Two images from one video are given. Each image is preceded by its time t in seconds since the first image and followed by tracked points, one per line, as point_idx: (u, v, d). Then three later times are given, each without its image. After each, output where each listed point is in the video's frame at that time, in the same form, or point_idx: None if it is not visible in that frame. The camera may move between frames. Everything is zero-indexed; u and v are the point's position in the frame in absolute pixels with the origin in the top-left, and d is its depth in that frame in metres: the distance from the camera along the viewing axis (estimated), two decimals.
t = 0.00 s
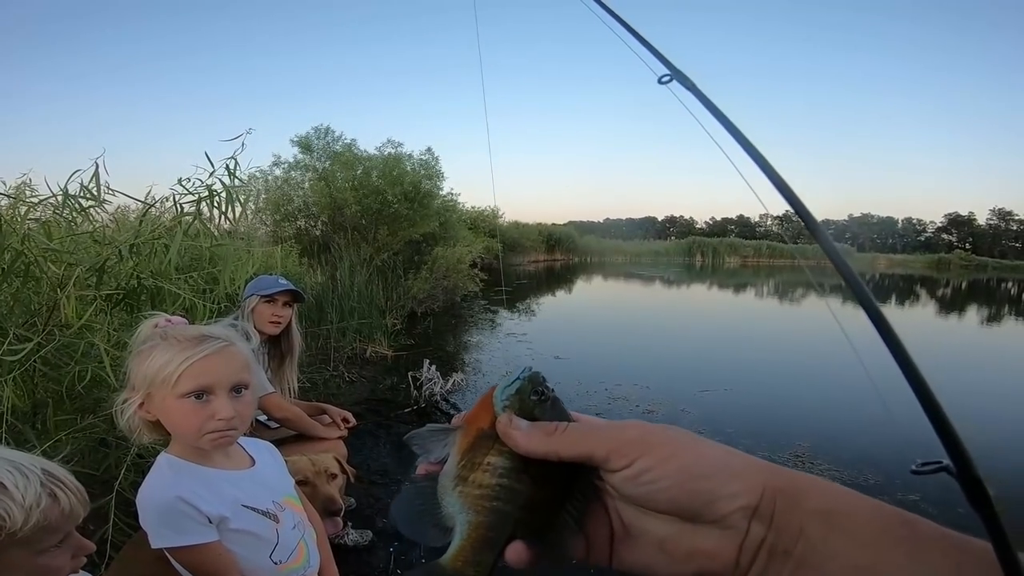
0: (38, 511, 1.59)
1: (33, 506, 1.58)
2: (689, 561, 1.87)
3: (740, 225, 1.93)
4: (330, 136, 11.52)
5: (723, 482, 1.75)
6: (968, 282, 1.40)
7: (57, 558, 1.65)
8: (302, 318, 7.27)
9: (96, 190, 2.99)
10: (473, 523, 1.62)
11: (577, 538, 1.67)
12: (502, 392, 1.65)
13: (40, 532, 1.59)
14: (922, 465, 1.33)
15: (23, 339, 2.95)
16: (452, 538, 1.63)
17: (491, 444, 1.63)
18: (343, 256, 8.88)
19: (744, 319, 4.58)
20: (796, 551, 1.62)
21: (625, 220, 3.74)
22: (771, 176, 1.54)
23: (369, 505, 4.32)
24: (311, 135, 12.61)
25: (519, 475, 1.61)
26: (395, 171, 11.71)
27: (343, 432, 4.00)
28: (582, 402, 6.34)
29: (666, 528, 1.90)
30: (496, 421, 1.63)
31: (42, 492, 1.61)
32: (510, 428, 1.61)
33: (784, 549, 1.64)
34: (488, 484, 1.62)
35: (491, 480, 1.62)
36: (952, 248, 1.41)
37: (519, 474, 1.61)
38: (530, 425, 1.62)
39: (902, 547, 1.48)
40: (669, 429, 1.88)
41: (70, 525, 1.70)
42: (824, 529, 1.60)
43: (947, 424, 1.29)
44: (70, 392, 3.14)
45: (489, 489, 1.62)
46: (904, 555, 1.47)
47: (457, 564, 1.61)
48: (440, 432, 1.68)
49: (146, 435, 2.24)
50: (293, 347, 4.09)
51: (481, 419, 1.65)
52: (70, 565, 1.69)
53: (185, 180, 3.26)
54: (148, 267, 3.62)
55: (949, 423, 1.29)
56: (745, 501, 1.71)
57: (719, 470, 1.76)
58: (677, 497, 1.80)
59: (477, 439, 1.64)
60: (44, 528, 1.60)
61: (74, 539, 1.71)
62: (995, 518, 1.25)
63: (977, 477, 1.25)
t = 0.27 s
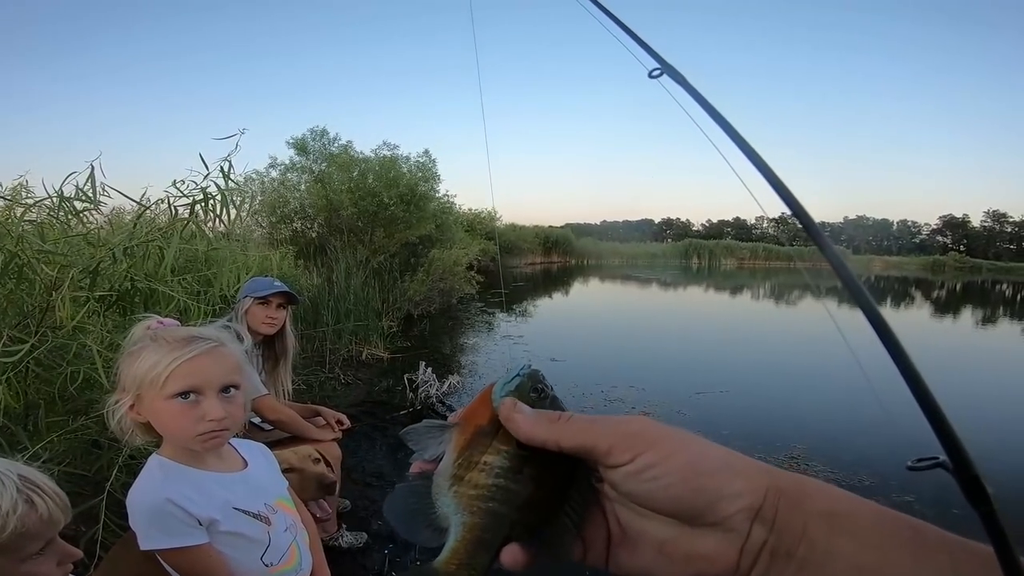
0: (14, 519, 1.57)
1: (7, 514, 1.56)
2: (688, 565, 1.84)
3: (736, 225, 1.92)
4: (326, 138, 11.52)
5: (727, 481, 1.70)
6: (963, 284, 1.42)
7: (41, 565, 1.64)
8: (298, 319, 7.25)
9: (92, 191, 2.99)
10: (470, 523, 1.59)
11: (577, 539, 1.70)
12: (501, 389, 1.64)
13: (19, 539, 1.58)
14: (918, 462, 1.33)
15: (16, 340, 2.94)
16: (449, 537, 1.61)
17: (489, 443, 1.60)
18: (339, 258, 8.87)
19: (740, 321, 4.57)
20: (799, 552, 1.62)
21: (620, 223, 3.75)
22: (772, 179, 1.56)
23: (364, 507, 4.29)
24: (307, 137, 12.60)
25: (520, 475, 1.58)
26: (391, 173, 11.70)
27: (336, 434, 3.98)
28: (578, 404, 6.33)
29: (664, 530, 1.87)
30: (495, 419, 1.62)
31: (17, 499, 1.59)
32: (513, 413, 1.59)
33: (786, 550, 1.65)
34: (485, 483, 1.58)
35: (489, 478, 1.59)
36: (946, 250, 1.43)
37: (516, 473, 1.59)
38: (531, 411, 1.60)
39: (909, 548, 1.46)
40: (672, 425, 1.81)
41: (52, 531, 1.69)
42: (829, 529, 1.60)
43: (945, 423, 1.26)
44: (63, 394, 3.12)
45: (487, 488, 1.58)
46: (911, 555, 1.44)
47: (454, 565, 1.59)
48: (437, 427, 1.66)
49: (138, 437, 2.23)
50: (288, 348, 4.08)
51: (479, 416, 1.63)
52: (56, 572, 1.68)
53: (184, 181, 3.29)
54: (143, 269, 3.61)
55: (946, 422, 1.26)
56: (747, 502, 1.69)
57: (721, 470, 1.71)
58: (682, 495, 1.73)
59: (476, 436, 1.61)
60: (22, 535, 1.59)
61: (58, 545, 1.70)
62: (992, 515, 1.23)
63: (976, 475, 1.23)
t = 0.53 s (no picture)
0: None
1: None
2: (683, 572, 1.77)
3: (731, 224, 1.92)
4: (320, 139, 11.49)
5: (722, 482, 1.69)
6: (955, 285, 1.43)
7: (23, 566, 1.65)
8: (291, 320, 7.22)
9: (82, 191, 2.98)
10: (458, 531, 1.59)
11: (569, 547, 1.69)
12: (488, 395, 1.63)
13: None
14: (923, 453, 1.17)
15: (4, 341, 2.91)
16: (437, 546, 1.61)
17: (477, 449, 1.60)
18: (333, 259, 8.84)
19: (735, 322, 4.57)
20: (793, 554, 1.63)
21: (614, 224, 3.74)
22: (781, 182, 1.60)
23: (357, 508, 4.27)
24: (301, 138, 12.57)
25: (511, 482, 1.59)
26: (386, 174, 11.67)
27: (329, 435, 3.96)
28: (573, 405, 6.31)
29: (658, 533, 1.81)
30: (483, 427, 1.62)
31: None
32: (506, 412, 1.58)
33: (780, 552, 1.65)
34: (473, 491, 1.58)
35: (477, 485, 1.58)
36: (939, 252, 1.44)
37: (506, 480, 1.59)
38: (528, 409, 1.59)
39: (905, 549, 1.51)
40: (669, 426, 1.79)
41: (31, 533, 1.69)
42: (824, 532, 1.62)
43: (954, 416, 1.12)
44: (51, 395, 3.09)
45: (474, 494, 1.58)
46: (907, 556, 1.49)
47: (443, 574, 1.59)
48: (423, 435, 1.68)
49: (127, 437, 2.21)
50: (280, 349, 4.05)
51: (467, 424, 1.63)
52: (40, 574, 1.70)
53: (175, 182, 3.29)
54: (133, 269, 3.59)
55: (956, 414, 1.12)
56: (744, 501, 1.68)
57: (715, 470, 1.69)
58: (677, 496, 1.70)
59: (464, 443, 1.61)
60: None
61: (39, 547, 1.71)
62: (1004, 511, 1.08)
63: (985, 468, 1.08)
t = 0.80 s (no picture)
0: None
1: None
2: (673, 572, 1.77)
3: (727, 224, 1.92)
4: (316, 139, 11.47)
5: (709, 481, 1.72)
6: (952, 285, 1.42)
7: (14, 562, 1.66)
8: (288, 320, 7.20)
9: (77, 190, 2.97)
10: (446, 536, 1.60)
11: (556, 551, 1.67)
12: (477, 401, 1.64)
13: None
14: (908, 454, 1.25)
15: None
16: (423, 550, 1.62)
17: (468, 455, 1.61)
18: (330, 259, 8.82)
19: (733, 322, 4.58)
20: (778, 553, 1.63)
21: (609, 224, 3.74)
22: (764, 182, 1.60)
23: (353, 509, 4.27)
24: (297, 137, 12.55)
25: (500, 486, 1.60)
26: (383, 174, 11.65)
27: (325, 436, 3.96)
28: (570, 405, 6.31)
29: (644, 535, 1.80)
30: (473, 433, 1.62)
31: None
32: (494, 419, 1.61)
33: (766, 551, 1.65)
34: (461, 497, 1.59)
35: (466, 491, 1.59)
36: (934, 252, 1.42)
37: (495, 485, 1.60)
38: (515, 416, 1.62)
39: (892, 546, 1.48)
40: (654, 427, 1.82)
41: (20, 530, 1.70)
42: (807, 531, 1.61)
43: (935, 420, 1.22)
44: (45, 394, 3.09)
45: (463, 500, 1.59)
46: (890, 555, 1.46)
47: None
48: (412, 440, 1.70)
49: (120, 437, 2.21)
50: (276, 349, 4.04)
51: (458, 429, 1.63)
52: (31, 570, 1.71)
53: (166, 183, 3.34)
54: (128, 269, 3.58)
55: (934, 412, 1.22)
56: (731, 501, 1.70)
57: (701, 470, 1.73)
58: (666, 496, 1.72)
59: (454, 449, 1.62)
60: None
61: (29, 543, 1.72)
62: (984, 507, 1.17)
63: (963, 468, 1.19)
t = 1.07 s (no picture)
0: None
1: None
2: None
3: (727, 225, 1.93)
4: (315, 138, 11.46)
5: (700, 484, 1.71)
6: (951, 284, 1.43)
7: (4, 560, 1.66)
8: (287, 320, 7.19)
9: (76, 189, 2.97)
10: (440, 541, 1.59)
11: (550, 554, 1.70)
12: (472, 406, 1.64)
13: None
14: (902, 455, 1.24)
15: None
16: (418, 554, 1.61)
17: (464, 458, 1.61)
18: (329, 259, 8.82)
19: (732, 320, 4.57)
20: (771, 556, 1.62)
21: (609, 224, 3.73)
22: (758, 185, 1.59)
23: (352, 509, 4.26)
24: (296, 137, 12.54)
25: (496, 490, 1.59)
26: (382, 173, 11.64)
27: (325, 436, 3.95)
28: (569, 404, 6.31)
29: (637, 539, 1.81)
30: (468, 437, 1.62)
31: None
32: (490, 425, 1.60)
33: (759, 554, 1.64)
34: (457, 501, 1.58)
35: (461, 495, 1.59)
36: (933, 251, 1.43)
37: (489, 490, 1.59)
38: (511, 420, 1.61)
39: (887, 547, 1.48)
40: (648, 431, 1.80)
41: (8, 526, 1.69)
42: (798, 533, 1.60)
43: (926, 414, 1.19)
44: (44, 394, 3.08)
45: (459, 504, 1.58)
46: (879, 555, 1.46)
47: None
48: (409, 444, 1.66)
49: (116, 436, 2.20)
50: (275, 349, 4.04)
51: (453, 433, 1.63)
52: (22, 567, 1.71)
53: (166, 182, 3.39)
54: (126, 268, 3.57)
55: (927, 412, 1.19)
56: (724, 505, 1.70)
57: (695, 474, 1.72)
58: (660, 499, 1.71)
59: (450, 453, 1.61)
60: None
61: (19, 540, 1.71)
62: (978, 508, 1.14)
63: (958, 469, 1.14)
